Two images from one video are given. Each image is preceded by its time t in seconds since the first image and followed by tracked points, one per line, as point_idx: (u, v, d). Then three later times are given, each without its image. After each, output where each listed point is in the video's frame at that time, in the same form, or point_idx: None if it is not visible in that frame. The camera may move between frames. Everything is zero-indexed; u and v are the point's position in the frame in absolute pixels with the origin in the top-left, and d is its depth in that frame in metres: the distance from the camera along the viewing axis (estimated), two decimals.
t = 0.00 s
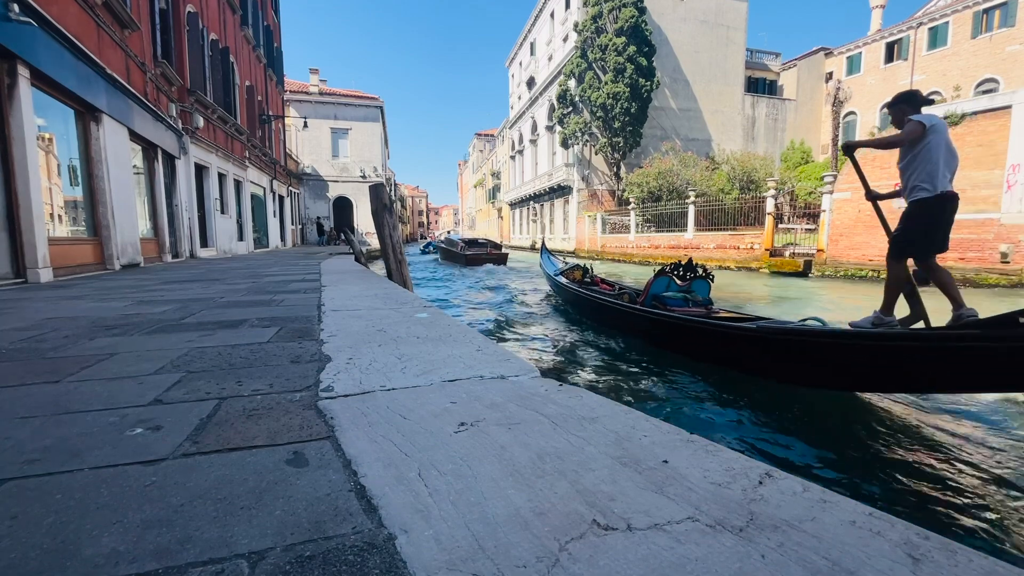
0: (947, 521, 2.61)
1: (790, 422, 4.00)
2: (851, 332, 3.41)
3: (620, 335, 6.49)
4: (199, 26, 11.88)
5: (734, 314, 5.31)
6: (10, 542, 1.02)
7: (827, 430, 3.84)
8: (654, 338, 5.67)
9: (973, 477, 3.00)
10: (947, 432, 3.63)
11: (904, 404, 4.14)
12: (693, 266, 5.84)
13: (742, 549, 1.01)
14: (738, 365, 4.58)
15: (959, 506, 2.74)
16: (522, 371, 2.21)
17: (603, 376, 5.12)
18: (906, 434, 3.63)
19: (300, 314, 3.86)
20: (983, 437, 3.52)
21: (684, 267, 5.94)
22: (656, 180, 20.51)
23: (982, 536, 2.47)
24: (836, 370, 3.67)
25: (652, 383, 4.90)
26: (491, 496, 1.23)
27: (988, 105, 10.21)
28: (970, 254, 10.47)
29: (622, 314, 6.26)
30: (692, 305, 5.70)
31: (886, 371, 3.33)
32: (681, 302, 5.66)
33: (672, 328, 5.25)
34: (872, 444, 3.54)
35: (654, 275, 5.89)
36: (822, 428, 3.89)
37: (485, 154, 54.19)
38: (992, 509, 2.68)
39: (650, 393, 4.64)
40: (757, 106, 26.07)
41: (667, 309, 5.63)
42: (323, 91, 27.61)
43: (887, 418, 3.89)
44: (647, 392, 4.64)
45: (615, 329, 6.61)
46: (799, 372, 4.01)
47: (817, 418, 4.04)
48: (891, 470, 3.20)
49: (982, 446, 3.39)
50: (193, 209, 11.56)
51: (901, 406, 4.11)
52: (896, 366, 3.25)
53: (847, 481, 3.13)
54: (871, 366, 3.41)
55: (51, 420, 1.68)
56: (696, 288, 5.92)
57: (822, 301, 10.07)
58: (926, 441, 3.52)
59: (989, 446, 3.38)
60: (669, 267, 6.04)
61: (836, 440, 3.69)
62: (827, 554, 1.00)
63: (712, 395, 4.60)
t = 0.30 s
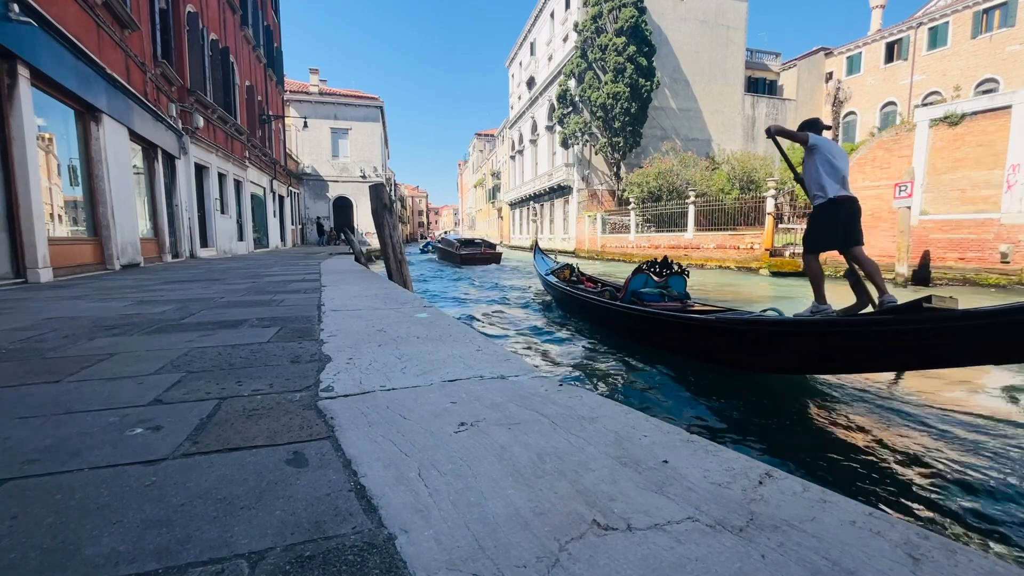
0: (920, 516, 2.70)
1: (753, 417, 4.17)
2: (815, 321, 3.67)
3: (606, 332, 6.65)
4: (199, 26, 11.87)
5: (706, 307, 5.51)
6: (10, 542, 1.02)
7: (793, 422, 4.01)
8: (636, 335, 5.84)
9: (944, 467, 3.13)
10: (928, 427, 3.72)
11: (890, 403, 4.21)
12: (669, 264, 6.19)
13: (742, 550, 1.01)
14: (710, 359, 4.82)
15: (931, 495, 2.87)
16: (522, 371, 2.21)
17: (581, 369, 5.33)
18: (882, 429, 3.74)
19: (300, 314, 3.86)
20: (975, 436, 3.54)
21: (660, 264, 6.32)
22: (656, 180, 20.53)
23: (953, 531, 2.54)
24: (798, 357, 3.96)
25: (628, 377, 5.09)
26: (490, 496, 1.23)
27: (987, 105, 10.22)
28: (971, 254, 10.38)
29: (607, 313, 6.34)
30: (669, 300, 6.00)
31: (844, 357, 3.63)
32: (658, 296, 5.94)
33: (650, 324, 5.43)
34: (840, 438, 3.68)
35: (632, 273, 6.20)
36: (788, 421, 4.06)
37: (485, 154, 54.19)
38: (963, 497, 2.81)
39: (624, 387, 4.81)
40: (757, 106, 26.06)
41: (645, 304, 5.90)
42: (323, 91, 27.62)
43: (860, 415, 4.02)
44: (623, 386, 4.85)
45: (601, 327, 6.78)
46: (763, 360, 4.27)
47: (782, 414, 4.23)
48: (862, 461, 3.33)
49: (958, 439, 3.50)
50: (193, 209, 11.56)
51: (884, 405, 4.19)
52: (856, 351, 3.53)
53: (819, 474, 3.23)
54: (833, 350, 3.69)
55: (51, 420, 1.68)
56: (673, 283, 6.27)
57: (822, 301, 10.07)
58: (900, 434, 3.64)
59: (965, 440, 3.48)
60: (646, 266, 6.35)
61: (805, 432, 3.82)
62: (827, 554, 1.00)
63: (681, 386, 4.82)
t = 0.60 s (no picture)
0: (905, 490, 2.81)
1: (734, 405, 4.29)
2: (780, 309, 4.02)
3: (594, 330, 6.74)
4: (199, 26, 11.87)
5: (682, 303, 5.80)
6: (10, 542, 1.02)
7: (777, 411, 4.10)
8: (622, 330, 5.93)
9: (925, 452, 3.22)
10: (914, 417, 3.79)
11: (879, 396, 4.27)
12: (648, 262, 6.44)
13: (741, 549, 1.01)
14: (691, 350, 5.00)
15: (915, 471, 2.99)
16: (521, 371, 2.21)
17: (569, 367, 5.41)
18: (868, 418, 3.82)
19: (300, 314, 3.87)
20: (969, 428, 3.57)
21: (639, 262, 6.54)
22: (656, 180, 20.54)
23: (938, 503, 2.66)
24: (770, 345, 4.27)
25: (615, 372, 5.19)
26: (490, 495, 1.24)
27: (987, 105, 10.22)
28: (971, 254, 10.38)
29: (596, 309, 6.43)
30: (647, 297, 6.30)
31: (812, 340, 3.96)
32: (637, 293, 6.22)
33: (635, 320, 5.53)
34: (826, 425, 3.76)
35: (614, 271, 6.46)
36: (768, 408, 4.20)
37: (485, 155, 54.18)
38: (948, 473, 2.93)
39: (611, 383, 4.90)
40: (757, 106, 26.06)
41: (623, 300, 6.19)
42: (323, 91, 27.62)
43: (843, 403, 4.16)
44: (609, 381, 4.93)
45: (588, 324, 6.87)
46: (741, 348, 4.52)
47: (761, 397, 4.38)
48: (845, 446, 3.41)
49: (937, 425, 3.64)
50: (193, 209, 11.56)
51: (872, 397, 4.26)
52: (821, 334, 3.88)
53: (805, 458, 3.34)
54: (799, 336, 4.02)
55: (52, 419, 1.68)
56: (653, 281, 6.49)
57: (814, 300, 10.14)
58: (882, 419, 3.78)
59: (950, 429, 3.56)
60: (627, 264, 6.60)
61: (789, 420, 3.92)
62: (827, 554, 1.00)
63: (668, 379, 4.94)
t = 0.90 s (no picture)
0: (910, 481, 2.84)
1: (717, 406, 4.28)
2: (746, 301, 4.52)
3: (587, 325, 6.85)
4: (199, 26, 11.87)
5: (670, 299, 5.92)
6: (9, 542, 1.02)
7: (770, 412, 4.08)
8: (613, 325, 6.07)
9: (920, 452, 3.19)
10: (910, 419, 3.77)
11: (875, 399, 4.25)
12: (630, 261, 6.64)
13: (741, 549, 1.01)
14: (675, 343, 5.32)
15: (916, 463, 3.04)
16: (521, 371, 2.21)
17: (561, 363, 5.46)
18: (863, 420, 3.79)
19: (300, 314, 3.87)
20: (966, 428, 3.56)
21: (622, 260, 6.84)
22: (656, 180, 20.54)
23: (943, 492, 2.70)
24: (739, 336, 4.76)
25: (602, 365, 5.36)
26: (490, 495, 1.23)
27: (987, 105, 10.21)
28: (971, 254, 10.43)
29: (590, 307, 6.57)
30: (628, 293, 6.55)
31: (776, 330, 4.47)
32: (617, 290, 6.49)
33: (625, 316, 5.74)
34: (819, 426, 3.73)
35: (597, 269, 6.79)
36: (759, 404, 4.27)
37: (485, 155, 54.23)
38: (947, 465, 2.99)
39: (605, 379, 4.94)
40: (757, 106, 26.07)
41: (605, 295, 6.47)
42: (323, 91, 27.63)
43: (838, 402, 4.22)
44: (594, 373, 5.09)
45: (581, 320, 6.97)
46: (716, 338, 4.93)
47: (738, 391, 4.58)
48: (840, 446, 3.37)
49: (932, 421, 3.71)
50: (193, 209, 11.55)
51: (868, 400, 4.23)
52: (784, 323, 4.41)
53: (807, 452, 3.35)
54: (766, 324, 4.50)
55: (51, 420, 1.68)
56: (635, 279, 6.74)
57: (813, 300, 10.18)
58: (878, 417, 3.84)
59: (945, 427, 3.59)
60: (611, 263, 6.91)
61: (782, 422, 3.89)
62: (827, 554, 1.00)
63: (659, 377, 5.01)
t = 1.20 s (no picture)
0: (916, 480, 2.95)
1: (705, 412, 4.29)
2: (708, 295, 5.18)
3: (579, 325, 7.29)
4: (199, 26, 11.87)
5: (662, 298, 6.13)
6: (10, 542, 1.02)
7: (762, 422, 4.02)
8: (607, 321, 6.50)
9: (921, 465, 3.14)
10: (904, 427, 3.74)
11: (866, 406, 4.22)
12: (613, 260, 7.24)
13: (742, 549, 1.01)
14: (653, 337, 5.95)
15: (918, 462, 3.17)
16: (521, 371, 2.21)
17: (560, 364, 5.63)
18: (857, 429, 3.75)
19: (301, 314, 3.87)
20: (967, 437, 3.51)
21: (606, 259, 7.42)
22: (656, 180, 20.55)
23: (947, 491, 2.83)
24: (708, 328, 5.40)
25: (594, 365, 5.68)
26: (490, 496, 1.23)
27: (988, 105, 10.21)
28: (971, 254, 10.44)
29: (585, 305, 6.90)
30: (611, 290, 7.14)
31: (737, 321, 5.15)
32: (601, 287, 7.08)
33: (617, 314, 6.24)
34: (820, 430, 3.76)
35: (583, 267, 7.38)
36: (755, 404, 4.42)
37: (485, 155, 54.24)
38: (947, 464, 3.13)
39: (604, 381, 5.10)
40: (757, 106, 26.08)
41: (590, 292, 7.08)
42: (323, 91, 27.63)
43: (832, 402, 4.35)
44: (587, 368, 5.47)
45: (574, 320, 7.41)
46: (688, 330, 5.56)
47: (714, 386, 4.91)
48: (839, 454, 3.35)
49: (923, 420, 3.86)
50: (193, 209, 11.55)
51: (859, 407, 4.20)
52: (742, 316, 5.08)
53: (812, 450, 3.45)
54: (727, 315, 5.17)
55: (51, 420, 1.68)
56: (618, 277, 7.34)
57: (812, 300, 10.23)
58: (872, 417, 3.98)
59: (941, 429, 3.66)
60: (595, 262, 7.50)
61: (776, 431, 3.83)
62: (827, 554, 1.00)
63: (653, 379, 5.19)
